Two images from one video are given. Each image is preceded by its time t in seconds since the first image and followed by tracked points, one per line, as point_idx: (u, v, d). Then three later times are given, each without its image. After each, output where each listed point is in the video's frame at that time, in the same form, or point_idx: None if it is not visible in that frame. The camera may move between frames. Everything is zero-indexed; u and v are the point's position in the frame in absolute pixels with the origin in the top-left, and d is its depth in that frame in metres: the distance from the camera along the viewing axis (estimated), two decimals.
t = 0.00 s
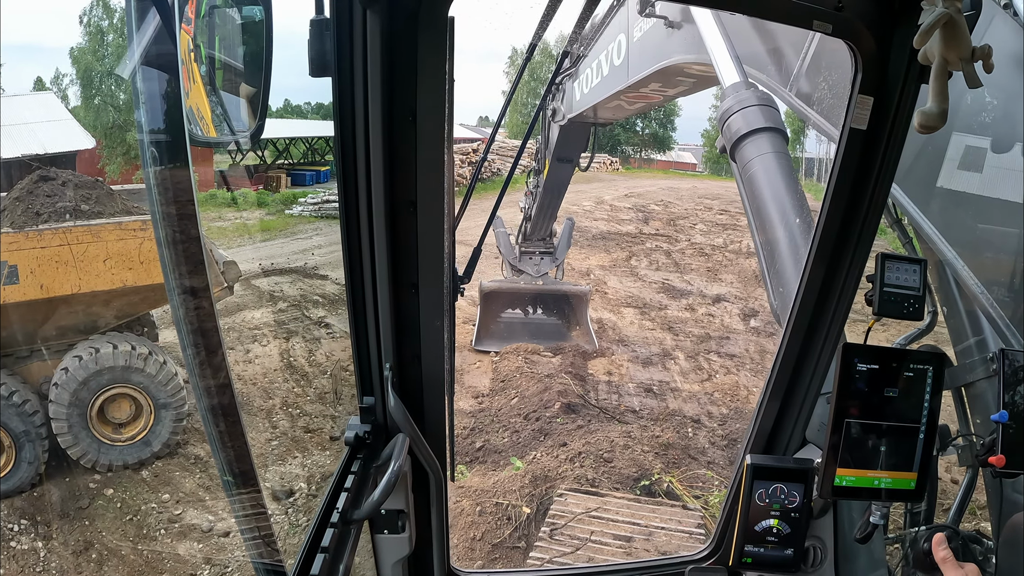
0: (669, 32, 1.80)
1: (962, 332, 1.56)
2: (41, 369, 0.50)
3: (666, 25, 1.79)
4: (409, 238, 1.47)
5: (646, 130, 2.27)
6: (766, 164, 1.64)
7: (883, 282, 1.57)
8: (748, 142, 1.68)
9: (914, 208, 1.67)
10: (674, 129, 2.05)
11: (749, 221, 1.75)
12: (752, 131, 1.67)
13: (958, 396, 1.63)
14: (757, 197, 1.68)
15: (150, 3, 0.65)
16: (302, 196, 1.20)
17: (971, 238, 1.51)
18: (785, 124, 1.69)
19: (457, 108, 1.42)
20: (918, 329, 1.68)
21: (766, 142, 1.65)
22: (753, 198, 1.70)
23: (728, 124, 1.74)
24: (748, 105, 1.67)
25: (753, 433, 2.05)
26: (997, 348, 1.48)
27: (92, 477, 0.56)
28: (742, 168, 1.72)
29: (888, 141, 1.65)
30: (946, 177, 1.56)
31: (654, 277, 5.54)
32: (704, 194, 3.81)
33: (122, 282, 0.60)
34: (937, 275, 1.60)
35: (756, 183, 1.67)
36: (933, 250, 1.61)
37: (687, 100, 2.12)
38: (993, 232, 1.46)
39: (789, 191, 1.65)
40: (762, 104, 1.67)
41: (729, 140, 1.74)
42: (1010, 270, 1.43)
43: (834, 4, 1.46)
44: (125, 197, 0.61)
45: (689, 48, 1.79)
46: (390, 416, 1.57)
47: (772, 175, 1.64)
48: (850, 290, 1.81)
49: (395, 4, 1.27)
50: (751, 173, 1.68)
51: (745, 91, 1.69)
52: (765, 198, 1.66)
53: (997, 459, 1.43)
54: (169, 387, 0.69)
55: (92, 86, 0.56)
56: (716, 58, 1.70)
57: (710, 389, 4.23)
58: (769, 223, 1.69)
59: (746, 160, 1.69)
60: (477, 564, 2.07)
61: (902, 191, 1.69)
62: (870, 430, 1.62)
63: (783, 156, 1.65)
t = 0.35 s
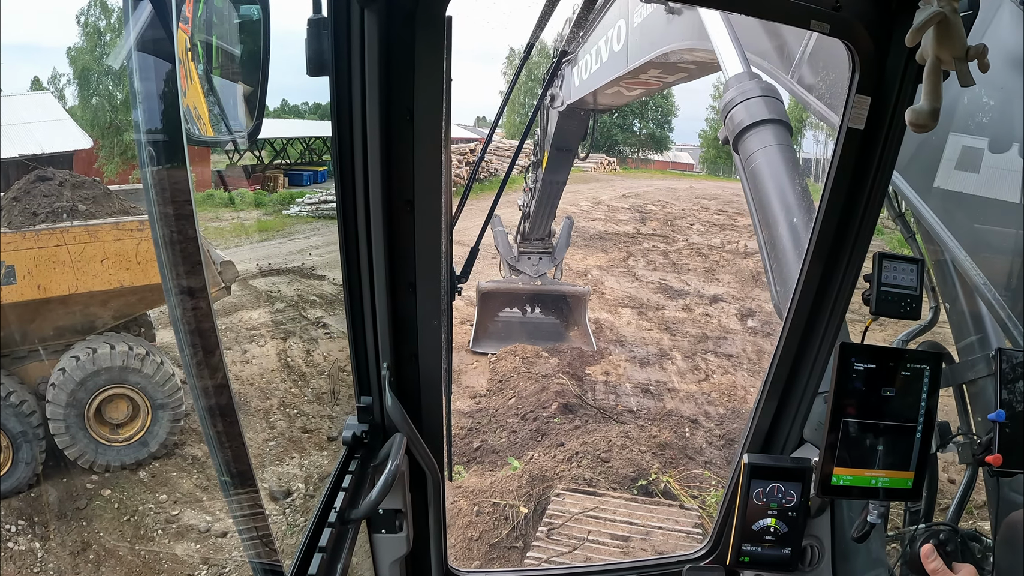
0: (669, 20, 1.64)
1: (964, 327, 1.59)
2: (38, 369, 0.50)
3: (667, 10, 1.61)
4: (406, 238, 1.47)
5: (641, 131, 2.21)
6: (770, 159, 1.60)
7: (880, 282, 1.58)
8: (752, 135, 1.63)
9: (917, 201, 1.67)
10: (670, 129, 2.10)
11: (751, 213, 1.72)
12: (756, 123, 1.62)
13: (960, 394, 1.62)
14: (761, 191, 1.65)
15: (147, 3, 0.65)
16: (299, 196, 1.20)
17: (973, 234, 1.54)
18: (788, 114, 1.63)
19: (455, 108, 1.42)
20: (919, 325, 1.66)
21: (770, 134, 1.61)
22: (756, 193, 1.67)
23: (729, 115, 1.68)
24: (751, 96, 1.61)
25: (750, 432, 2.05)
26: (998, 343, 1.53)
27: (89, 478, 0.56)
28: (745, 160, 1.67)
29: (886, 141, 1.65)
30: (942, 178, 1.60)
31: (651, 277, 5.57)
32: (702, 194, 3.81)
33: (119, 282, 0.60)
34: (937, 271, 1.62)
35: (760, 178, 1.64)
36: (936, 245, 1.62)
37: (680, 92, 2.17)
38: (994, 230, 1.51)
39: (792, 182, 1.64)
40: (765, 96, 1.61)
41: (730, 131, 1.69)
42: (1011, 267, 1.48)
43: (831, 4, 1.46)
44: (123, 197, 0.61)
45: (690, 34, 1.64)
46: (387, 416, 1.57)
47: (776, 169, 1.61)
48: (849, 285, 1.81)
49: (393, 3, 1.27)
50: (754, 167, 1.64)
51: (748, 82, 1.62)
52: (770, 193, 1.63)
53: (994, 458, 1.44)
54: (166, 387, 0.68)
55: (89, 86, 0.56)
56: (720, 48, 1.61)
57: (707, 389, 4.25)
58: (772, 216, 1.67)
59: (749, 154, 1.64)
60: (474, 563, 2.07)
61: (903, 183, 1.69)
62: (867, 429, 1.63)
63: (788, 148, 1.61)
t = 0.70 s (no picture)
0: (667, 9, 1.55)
1: (965, 325, 1.58)
2: (35, 370, 0.49)
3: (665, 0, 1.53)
4: (403, 238, 1.47)
5: (639, 131, 2.20)
6: (772, 153, 1.58)
7: (877, 282, 1.58)
8: (753, 129, 1.61)
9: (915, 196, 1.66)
10: (668, 129, 2.10)
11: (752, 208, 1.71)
12: (757, 116, 1.59)
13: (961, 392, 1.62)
14: (763, 186, 1.63)
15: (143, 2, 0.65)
16: (296, 196, 1.20)
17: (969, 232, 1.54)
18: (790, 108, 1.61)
19: (452, 108, 1.42)
20: (919, 324, 1.65)
21: (771, 129, 1.58)
22: (757, 187, 1.65)
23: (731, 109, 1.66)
24: (754, 88, 1.60)
25: (747, 432, 2.06)
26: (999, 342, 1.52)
27: (87, 478, 0.56)
28: (746, 155, 1.65)
29: (882, 142, 1.66)
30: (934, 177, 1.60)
31: (648, 277, 5.59)
32: (699, 194, 3.82)
33: (116, 282, 0.60)
34: (938, 269, 1.61)
35: (761, 172, 1.62)
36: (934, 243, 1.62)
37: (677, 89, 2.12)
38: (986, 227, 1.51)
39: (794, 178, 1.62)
40: (768, 89, 1.59)
41: (732, 124, 1.67)
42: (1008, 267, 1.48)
43: (828, 4, 1.47)
44: (120, 197, 0.61)
45: (691, 23, 1.56)
46: (384, 416, 1.57)
47: (778, 163, 1.59)
48: (847, 282, 1.81)
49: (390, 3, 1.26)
50: (755, 161, 1.62)
51: (750, 75, 1.61)
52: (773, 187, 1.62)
53: (990, 458, 1.45)
54: (164, 388, 0.68)
55: (86, 85, 0.56)
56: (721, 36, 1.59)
57: (704, 389, 4.26)
58: (772, 210, 1.66)
59: (750, 148, 1.62)
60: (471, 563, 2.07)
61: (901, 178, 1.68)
62: (864, 429, 1.63)
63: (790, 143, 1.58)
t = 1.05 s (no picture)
0: None
1: (967, 324, 1.57)
2: (33, 371, 0.49)
3: None
4: (402, 239, 1.47)
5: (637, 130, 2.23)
6: (775, 147, 1.60)
7: (875, 282, 1.59)
8: (757, 122, 1.62)
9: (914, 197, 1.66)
10: (666, 129, 2.14)
11: (754, 202, 1.73)
12: (761, 110, 1.61)
13: (961, 390, 1.63)
14: (766, 180, 1.65)
15: (142, 3, 0.65)
16: (294, 196, 1.20)
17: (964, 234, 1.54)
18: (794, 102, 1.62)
19: (451, 108, 1.42)
20: (919, 322, 1.64)
21: (775, 123, 1.60)
22: (761, 181, 1.66)
23: (733, 103, 1.67)
24: (756, 83, 1.61)
25: (745, 432, 2.06)
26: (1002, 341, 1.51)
27: (84, 479, 0.56)
28: (748, 149, 1.67)
29: (880, 142, 1.67)
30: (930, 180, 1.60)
31: (646, 277, 5.61)
32: (697, 194, 3.84)
33: (114, 282, 0.60)
34: (937, 270, 1.61)
35: (765, 166, 1.63)
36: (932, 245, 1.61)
37: (677, 88, 2.05)
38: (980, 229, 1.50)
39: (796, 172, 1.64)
40: (771, 83, 1.61)
41: (735, 118, 1.68)
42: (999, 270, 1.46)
43: (826, 5, 1.48)
44: (117, 197, 0.61)
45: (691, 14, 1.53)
46: (382, 416, 1.57)
47: (781, 158, 1.60)
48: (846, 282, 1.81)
49: (388, 3, 1.26)
50: (759, 155, 1.63)
51: (753, 68, 1.60)
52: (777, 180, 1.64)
53: (988, 458, 1.43)
54: (161, 388, 0.68)
55: (84, 85, 0.56)
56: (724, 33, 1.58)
57: (703, 389, 4.27)
58: (775, 204, 1.68)
59: (755, 142, 1.63)
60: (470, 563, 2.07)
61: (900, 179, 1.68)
62: (862, 429, 1.63)
63: (794, 136, 1.61)
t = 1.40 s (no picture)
0: None
1: (970, 325, 1.55)
2: (30, 371, 0.49)
3: None
4: (399, 239, 1.47)
5: (633, 131, 2.21)
6: (777, 142, 1.66)
7: (872, 282, 1.61)
8: (759, 117, 1.69)
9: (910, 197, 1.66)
10: (664, 130, 2.15)
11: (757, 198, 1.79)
12: (764, 105, 1.68)
13: (962, 390, 1.61)
14: (768, 174, 1.71)
15: (139, 3, 0.65)
16: (292, 197, 1.20)
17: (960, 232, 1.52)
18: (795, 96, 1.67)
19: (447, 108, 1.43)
20: (922, 319, 1.64)
21: (778, 118, 1.66)
22: (762, 176, 1.73)
23: (737, 98, 1.75)
24: (759, 77, 1.67)
25: (743, 432, 2.06)
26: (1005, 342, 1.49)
27: (82, 479, 0.55)
28: (751, 144, 1.73)
29: (877, 142, 1.67)
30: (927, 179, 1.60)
31: (643, 277, 5.63)
32: (694, 194, 3.85)
33: (111, 282, 0.60)
34: (938, 270, 1.60)
35: (766, 161, 1.70)
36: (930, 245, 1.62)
37: (673, 91, 2.09)
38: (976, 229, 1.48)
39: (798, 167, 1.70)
40: (774, 78, 1.67)
41: (739, 112, 1.75)
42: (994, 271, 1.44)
43: (823, 6, 1.48)
44: (114, 197, 0.61)
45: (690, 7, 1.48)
46: (381, 417, 1.57)
47: (781, 154, 1.66)
48: (842, 284, 1.82)
49: (385, 4, 1.26)
50: (761, 150, 1.70)
51: (756, 62, 1.67)
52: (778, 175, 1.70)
53: (986, 458, 1.43)
54: (159, 389, 0.68)
55: (82, 85, 0.56)
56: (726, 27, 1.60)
57: (701, 389, 4.28)
58: (776, 200, 1.74)
59: (757, 137, 1.70)
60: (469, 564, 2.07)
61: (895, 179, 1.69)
62: (859, 429, 1.64)
63: (795, 131, 1.67)
